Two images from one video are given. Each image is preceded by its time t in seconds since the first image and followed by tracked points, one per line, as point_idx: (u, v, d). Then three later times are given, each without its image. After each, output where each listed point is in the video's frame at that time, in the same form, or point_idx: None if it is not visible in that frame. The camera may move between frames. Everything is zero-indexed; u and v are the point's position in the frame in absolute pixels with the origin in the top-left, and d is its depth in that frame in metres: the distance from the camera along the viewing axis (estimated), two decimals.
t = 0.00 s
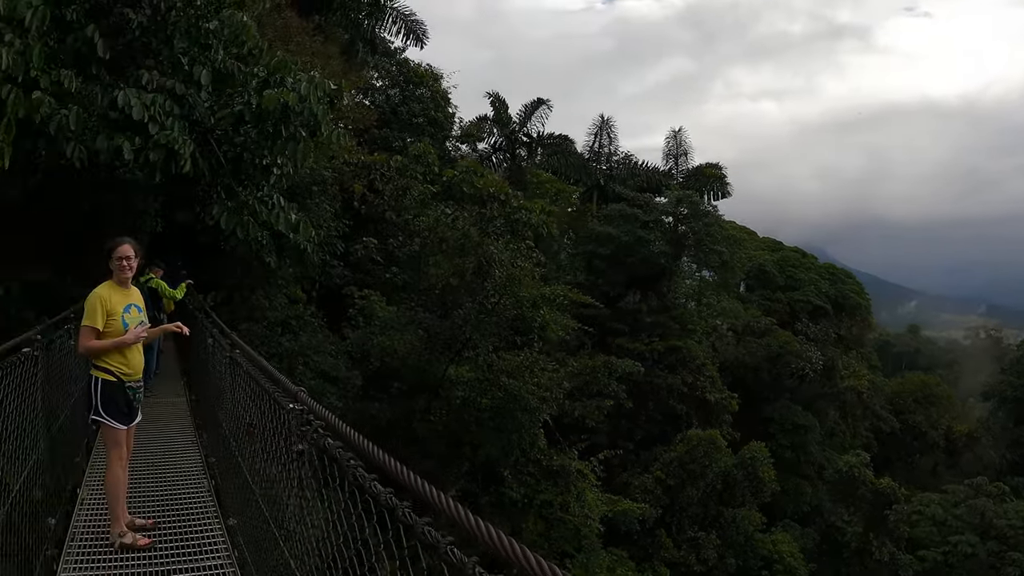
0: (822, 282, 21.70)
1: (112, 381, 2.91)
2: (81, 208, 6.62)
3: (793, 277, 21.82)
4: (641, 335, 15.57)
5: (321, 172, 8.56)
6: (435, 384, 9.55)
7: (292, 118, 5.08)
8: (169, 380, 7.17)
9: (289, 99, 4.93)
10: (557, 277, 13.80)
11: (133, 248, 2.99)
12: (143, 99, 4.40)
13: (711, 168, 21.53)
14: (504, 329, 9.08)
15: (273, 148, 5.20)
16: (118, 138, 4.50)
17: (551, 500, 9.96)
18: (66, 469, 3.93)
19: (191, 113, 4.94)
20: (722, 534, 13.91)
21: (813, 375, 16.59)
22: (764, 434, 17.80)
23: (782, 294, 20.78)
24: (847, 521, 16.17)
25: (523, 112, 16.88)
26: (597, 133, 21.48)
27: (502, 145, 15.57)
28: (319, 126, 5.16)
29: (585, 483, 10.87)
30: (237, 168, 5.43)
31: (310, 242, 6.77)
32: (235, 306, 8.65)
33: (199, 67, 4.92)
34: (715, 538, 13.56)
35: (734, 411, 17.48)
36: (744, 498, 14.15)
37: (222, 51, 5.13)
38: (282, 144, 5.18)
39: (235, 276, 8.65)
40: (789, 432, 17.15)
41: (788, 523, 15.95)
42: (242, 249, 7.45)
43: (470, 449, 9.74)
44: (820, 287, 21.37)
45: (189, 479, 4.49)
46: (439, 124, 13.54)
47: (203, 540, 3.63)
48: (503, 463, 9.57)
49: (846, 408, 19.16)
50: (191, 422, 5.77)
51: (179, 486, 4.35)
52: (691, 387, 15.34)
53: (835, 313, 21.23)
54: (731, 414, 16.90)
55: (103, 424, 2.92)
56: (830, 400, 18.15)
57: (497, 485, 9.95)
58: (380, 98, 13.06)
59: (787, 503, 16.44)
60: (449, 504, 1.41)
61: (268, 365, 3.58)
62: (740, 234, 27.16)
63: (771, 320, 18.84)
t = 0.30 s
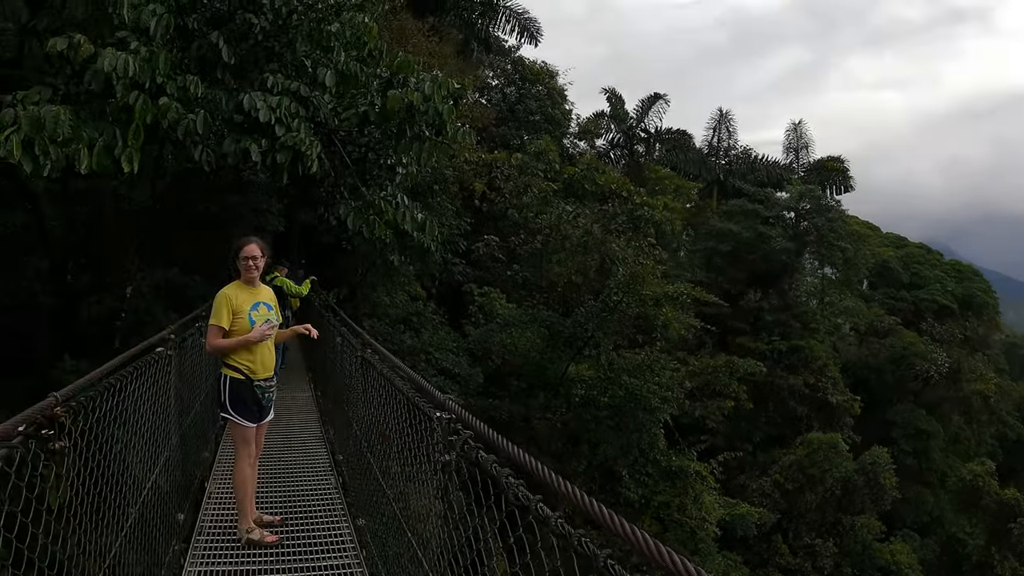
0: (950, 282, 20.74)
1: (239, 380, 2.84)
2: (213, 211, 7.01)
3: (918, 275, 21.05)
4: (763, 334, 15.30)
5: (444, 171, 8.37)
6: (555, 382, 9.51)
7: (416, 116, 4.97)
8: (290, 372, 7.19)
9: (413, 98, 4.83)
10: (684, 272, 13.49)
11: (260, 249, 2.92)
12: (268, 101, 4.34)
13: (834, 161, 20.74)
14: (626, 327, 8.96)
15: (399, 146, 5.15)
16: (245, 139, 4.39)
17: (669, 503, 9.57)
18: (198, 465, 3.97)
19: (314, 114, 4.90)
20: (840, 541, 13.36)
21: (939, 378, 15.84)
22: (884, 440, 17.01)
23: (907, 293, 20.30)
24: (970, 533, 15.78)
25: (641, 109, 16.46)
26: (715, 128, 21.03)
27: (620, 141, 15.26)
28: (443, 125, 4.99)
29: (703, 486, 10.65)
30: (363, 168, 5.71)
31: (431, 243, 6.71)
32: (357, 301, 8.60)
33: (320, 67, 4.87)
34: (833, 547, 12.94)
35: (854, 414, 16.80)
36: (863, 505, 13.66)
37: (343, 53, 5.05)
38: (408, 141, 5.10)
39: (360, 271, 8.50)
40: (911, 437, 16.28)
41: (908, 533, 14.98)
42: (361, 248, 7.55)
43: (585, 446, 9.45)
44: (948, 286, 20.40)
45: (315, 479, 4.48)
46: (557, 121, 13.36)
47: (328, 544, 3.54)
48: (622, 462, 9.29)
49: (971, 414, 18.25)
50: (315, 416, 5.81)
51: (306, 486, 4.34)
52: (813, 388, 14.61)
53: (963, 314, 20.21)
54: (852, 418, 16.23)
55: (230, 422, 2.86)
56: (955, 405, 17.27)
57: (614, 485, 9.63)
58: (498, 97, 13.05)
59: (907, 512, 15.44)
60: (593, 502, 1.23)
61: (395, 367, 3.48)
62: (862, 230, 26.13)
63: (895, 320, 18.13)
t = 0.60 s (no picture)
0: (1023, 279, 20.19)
1: (310, 380, 2.52)
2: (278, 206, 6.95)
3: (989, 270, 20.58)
4: (830, 328, 14.99)
5: (509, 163, 8.33)
6: (621, 375, 9.35)
7: (485, 107, 4.65)
8: (359, 367, 7.15)
9: (481, 89, 4.50)
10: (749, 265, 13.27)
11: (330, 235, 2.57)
12: (334, 92, 4.02)
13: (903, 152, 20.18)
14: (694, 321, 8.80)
15: (463, 136, 5.01)
16: (311, 131, 4.04)
17: (733, 500, 9.44)
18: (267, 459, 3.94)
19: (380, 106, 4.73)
20: (905, 542, 12.93)
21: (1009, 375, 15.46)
22: (952, 439, 16.47)
23: (978, 288, 19.91)
24: None
25: (705, 99, 16.17)
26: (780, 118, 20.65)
27: (683, 133, 15.04)
28: (513, 116, 4.65)
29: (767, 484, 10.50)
30: (430, 160, 5.33)
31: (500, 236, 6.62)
32: (422, 293, 8.60)
33: (386, 59, 4.74)
34: (898, 548, 12.54)
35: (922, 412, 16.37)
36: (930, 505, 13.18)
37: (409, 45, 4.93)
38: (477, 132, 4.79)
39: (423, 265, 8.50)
40: (980, 437, 15.85)
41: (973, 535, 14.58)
42: (428, 242, 7.50)
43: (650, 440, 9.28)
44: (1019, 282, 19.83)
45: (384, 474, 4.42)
46: (621, 113, 13.23)
47: (397, 543, 3.46)
48: (688, 458, 9.02)
49: None
50: (382, 411, 5.75)
51: (374, 483, 4.28)
52: (880, 384, 14.22)
53: None
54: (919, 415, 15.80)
55: (300, 422, 2.55)
56: None
57: (679, 480, 9.44)
58: (562, 89, 12.97)
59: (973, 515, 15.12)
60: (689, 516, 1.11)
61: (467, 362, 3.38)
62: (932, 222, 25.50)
63: (965, 315, 17.75)
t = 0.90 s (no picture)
0: None
1: (352, 369, 2.39)
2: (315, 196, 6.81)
3: None
4: (871, 322, 14.76)
5: (549, 154, 8.28)
6: (659, 367, 9.29)
7: (526, 93, 4.45)
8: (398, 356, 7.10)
9: (522, 74, 4.32)
10: (790, 257, 13.09)
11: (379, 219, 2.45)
12: (372, 78, 3.81)
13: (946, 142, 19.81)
14: (735, 313, 8.67)
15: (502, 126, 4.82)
16: (348, 118, 3.82)
17: (772, 495, 9.29)
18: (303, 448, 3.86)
19: (418, 94, 4.55)
20: (943, 540, 12.71)
21: None
22: (993, 435, 16.14)
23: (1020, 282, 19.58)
24: None
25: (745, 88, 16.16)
26: (821, 108, 20.38)
27: (722, 123, 15.19)
28: (554, 102, 4.46)
29: (806, 480, 10.38)
30: (470, 148, 5.17)
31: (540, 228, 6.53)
32: (461, 284, 8.57)
33: (425, 45, 4.51)
34: (936, 547, 12.35)
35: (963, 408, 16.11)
36: (970, 505, 12.99)
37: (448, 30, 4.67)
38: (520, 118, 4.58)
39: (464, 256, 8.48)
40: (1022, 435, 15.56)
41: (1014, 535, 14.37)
42: (468, 233, 7.43)
43: (687, 433, 9.07)
44: None
45: (421, 461, 4.32)
46: (660, 103, 13.13)
47: (435, 528, 3.35)
48: (726, 454, 8.85)
49: None
50: (422, 399, 5.65)
51: (412, 468, 4.18)
52: (921, 379, 14.02)
53: None
54: (960, 411, 15.53)
55: (342, 413, 2.42)
56: None
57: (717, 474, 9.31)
58: (599, 79, 12.87)
59: (1013, 514, 14.90)
60: (771, 513, 1.00)
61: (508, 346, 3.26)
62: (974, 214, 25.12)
63: (1008, 310, 17.47)
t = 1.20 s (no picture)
0: None
1: (370, 369, 2.26)
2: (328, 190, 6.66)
3: None
4: (888, 318, 14.58)
5: (564, 147, 8.16)
6: (676, 363, 9.18)
7: (546, 84, 4.28)
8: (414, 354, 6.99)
9: (541, 64, 4.17)
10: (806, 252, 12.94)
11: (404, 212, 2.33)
12: (387, 67, 3.67)
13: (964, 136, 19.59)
14: (753, 309, 8.53)
15: (523, 119, 4.62)
16: (363, 108, 3.70)
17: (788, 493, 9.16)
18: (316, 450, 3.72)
19: (434, 84, 4.42)
20: (958, 540, 12.61)
21: None
22: (1010, 435, 15.94)
23: None
24: None
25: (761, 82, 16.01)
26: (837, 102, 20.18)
27: (738, 117, 15.07)
28: (574, 93, 4.29)
29: (822, 477, 10.26)
30: (487, 141, 5.01)
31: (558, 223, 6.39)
32: (476, 279, 8.47)
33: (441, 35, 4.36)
34: (952, 546, 12.21)
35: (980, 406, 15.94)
36: (988, 503, 12.83)
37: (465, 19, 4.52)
38: (539, 109, 4.40)
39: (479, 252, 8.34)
40: None
41: None
42: (484, 228, 7.31)
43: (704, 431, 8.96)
44: None
45: (437, 463, 4.20)
46: (675, 97, 13.00)
47: (453, 534, 3.22)
48: (742, 451, 8.71)
49: None
50: (437, 399, 5.53)
51: (427, 470, 4.05)
52: (938, 377, 13.85)
53: None
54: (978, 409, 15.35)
55: (358, 414, 2.30)
56: None
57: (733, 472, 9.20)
58: (614, 72, 12.73)
59: None
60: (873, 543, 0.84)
61: (525, 346, 3.13)
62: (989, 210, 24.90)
63: None
